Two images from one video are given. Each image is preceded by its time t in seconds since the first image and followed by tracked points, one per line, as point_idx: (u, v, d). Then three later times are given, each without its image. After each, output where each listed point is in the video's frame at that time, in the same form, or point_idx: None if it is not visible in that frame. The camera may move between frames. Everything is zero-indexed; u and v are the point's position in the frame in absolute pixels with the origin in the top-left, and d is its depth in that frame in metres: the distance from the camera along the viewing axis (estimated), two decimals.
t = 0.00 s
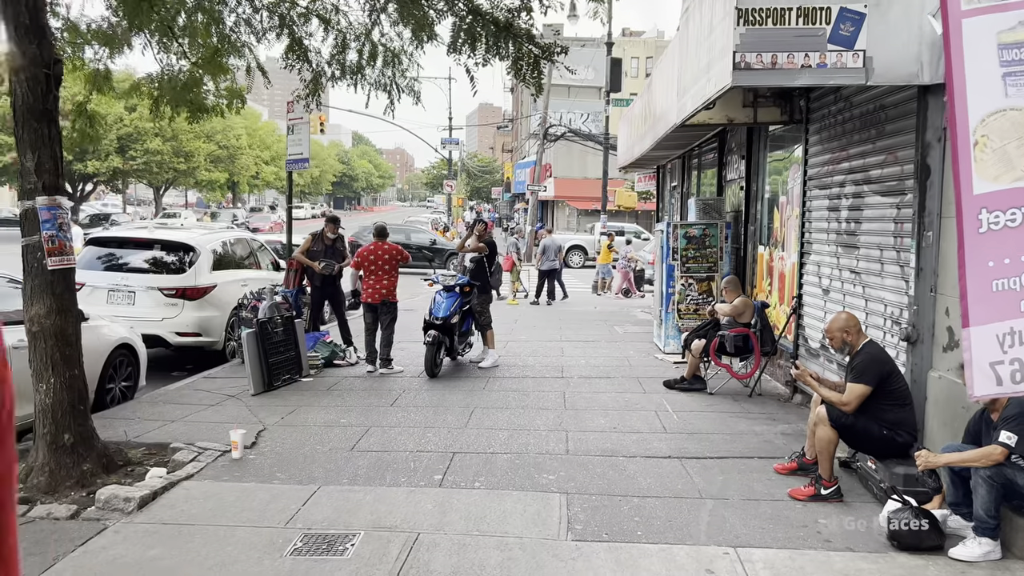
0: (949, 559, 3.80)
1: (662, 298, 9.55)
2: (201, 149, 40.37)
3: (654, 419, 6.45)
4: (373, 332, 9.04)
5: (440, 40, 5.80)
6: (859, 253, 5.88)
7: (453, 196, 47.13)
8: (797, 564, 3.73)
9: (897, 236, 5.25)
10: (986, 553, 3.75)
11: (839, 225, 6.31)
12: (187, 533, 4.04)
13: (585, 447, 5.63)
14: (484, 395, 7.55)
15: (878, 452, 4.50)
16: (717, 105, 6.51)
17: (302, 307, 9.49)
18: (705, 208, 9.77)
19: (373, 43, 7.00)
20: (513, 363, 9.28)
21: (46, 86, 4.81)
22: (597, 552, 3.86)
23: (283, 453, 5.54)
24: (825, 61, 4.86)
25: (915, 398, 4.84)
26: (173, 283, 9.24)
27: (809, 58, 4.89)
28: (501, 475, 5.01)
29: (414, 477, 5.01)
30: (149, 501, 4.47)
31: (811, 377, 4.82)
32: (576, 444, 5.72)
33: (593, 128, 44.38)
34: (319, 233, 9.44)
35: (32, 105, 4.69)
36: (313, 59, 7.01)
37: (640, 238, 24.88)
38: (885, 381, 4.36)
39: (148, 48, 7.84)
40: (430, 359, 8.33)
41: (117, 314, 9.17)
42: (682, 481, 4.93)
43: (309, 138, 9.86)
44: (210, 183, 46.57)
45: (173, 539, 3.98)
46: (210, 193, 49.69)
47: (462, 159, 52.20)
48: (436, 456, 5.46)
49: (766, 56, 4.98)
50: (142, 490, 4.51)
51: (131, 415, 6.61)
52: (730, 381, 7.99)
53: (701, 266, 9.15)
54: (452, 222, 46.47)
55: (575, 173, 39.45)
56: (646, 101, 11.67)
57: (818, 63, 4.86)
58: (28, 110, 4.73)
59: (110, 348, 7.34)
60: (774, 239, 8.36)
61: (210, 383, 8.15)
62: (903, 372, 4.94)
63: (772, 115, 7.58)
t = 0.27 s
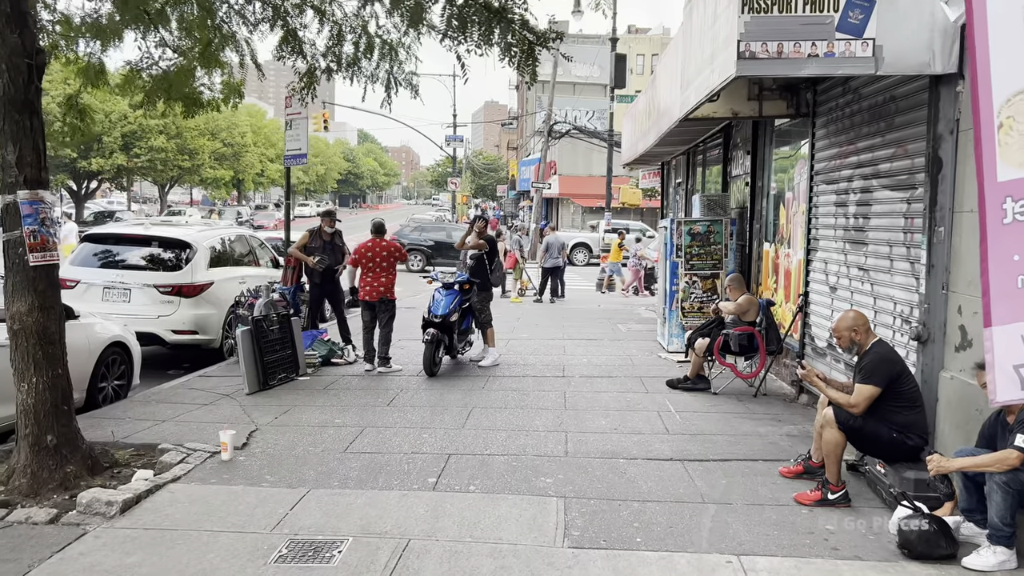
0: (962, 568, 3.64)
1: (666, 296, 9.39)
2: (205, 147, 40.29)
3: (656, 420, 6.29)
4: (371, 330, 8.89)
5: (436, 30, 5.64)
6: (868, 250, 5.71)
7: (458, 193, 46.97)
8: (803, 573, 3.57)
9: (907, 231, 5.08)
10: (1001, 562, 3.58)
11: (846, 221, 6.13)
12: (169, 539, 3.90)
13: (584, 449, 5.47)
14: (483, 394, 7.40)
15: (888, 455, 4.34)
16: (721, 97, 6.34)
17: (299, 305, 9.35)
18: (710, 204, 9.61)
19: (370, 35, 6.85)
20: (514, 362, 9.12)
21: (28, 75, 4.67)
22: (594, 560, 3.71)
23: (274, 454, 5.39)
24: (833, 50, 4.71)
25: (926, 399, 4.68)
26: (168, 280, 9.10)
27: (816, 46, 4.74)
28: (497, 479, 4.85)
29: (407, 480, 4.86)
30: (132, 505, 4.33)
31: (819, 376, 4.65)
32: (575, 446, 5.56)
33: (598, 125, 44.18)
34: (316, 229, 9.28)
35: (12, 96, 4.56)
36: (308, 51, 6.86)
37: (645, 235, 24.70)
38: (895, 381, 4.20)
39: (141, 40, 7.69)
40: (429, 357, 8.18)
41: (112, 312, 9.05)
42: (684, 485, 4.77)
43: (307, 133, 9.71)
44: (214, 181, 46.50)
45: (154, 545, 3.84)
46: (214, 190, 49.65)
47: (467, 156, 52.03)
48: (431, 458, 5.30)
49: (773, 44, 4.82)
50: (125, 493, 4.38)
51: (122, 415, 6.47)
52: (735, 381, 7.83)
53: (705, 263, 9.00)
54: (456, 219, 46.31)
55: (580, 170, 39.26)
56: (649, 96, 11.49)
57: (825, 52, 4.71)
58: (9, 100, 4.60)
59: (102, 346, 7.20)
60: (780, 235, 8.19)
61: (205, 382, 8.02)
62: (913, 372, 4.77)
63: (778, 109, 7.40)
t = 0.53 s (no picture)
0: None
1: (670, 293, 9.21)
2: (208, 143, 40.19)
3: (658, 420, 6.11)
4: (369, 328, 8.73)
5: (433, 17, 5.46)
6: (878, 244, 5.52)
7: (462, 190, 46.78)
8: None
9: (920, 225, 4.89)
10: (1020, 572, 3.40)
11: (855, 215, 5.94)
12: (149, 546, 3.74)
13: (584, 450, 5.30)
14: (482, 393, 7.23)
15: (899, 458, 4.17)
16: (726, 87, 6.16)
17: (297, 302, 9.17)
18: (715, 200, 9.42)
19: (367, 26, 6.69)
20: (515, 360, 8.95)
21: (8, 62, 4.51)
22: (592, 568, 3.54)
23: (264, 455, 5.23)
24: (843, 35, 4.54)
25: (939, 398, 4.50)
26: (163, 276, 8.95)
27: (825, 32, 4.58)
28: (493, 481, 4.68)
29: (400, 482, 4.69)
30: (113, 508, 4.18)
31: (828, 375, 4.47)
32: (575, 447, 5.39)
33: (603, 122, 43.95)
34: (313, 224, 9.11)
35: None
36: (303, 41, 6.70)
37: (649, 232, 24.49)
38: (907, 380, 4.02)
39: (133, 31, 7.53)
40: (427, 355, 8.01)
41: (107, 308, 8.90)
42: (687, 488, 4.59)
43: (304, 127, 9.55)
44: (218, 178, 46.42)
45: (132, 551, 3.68)
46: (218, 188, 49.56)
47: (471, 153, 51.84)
48: (425, 460, 5.13)
49: (781, 30, 4.66)
50: (106, 496, 4.22)
51: (111, 414, 6.32)
52: (741, 380, 7.64)
53: (710, 260, 8.82)
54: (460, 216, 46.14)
55: (585, 167, 39.05)
56: (653, 90, 11.30)
57: (834, 37, 4.54)
58: None
59: (93, 344, 7.04)
60: (787, 230, 8.00)
61: (199, 380, 7.87)
62: (925, 371, 4.59)
63: (785, 100, 7.21)
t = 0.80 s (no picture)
0: None
1: (676, 294, 9.01)
2: (212, 141, 40.06)
3: (664, 426, 5.92)
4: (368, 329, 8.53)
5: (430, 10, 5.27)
6: (892, 245, 5.31)
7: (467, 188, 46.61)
8: None
9: (937, 225, 4.68)
10: None
11: (868, 214, 5.73)
12: (127, 562, 3.56)
13: (587, 459, 5.10)
14: (482, 397, 7.04)
15: (917, 470, 3.96)
16: (733, 82, 5.96)
17: (294, 302, 8.98)
18: (721, 198, 9.21)
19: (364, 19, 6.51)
20: (516, 362, 8.75)
21: None
22: None
23: (254, 463, 5.05)
24: (858, 26, 4.35)
25: (959, 406, 4.29)
26: (158, 276, 8.77)
27: (839, 23, 4.39)
28: (491, 492, 4.48)
29: (394, 493, 4.50)
30: (93, 522, 4.00)
31: (841, 382, 4.27)
32: (577, 455, 5.20)
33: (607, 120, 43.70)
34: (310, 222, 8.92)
35: None
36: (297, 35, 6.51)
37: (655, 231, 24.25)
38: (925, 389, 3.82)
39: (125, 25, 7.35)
40: (427, 358, 7.82)
41: (101, 309, 8.73)
42: (694, 500, 4.40)
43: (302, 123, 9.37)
44: (221, 176, 46.30)
45: (109, 569, 3.50)
46: (222, 186, 49.46)
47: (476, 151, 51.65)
48: (422, 469, 4.94)
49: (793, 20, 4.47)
50: (86, 509, 4.05)
51: (100, 419, 6.15)
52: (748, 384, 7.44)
53: (716, 259, 8.62)
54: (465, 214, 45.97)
55: (590, 165, 38.81)
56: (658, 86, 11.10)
57: (849, 28, 4.35)
58: None
59: (83, 346, 6.87)
60: (795, 229, 7.79)
61: (193, 383, 7.69)
62: (943, 378, 4.38)
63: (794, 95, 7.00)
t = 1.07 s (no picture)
0: None
1: (682, 296, 8.82)
2: (215, 139, 39.93)
3: (670, 435, 5.74)
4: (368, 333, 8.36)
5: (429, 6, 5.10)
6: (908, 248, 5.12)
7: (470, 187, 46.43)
8: None
9: (956, 228, 4.49)
10: None
11: (882, 217, 5.55)
12: None
13: (591, 471, 4.92)
14: (484, 403, 6.86)
15: (938, 487, 3.78)
16: (742, 80, 5.78)
17: (292, 305, 8.81)
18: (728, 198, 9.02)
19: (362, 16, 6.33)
20: (519, 366, 8.58)
21: None
22: None
23: (246, 474, 4.88)
24: (875, 21, 4.18)
25: (981, 419, 4.10)
26: (153, 279, 8.60)
27: (855, 18, 4.22)
28: (491, 508, 4.31)
29: (390, 508, 4.32)
30: (76, 539, 3.83)
31: (858, 394, 4.09)
32: (580, 466, 5.02)
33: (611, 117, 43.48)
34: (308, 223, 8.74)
35: None
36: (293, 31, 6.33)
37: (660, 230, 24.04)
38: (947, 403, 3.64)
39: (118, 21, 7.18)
40: (427, 362, 7.64)
41: (95, 312, 8.57)
42: (703, 516, 4.22)
43: (301, 122, 9.19)
44: (224, 174, 46.17)
45: None
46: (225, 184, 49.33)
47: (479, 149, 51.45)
48: (420, 481, 4.77)
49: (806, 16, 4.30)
50: (68, 526, 3.88)
51: (91, 426, 5.99)
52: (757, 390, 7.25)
53: (723, 261, 8.42)
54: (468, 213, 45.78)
55: (594, 163, 38.59)
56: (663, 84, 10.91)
57: (866, 23, 4.18)
58: None
59: (74, 351, 6.70)
60: (804, 231, 7.60)
61: (188, 388, 7.52)
62: (964, 389, 4.19)
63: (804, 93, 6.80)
